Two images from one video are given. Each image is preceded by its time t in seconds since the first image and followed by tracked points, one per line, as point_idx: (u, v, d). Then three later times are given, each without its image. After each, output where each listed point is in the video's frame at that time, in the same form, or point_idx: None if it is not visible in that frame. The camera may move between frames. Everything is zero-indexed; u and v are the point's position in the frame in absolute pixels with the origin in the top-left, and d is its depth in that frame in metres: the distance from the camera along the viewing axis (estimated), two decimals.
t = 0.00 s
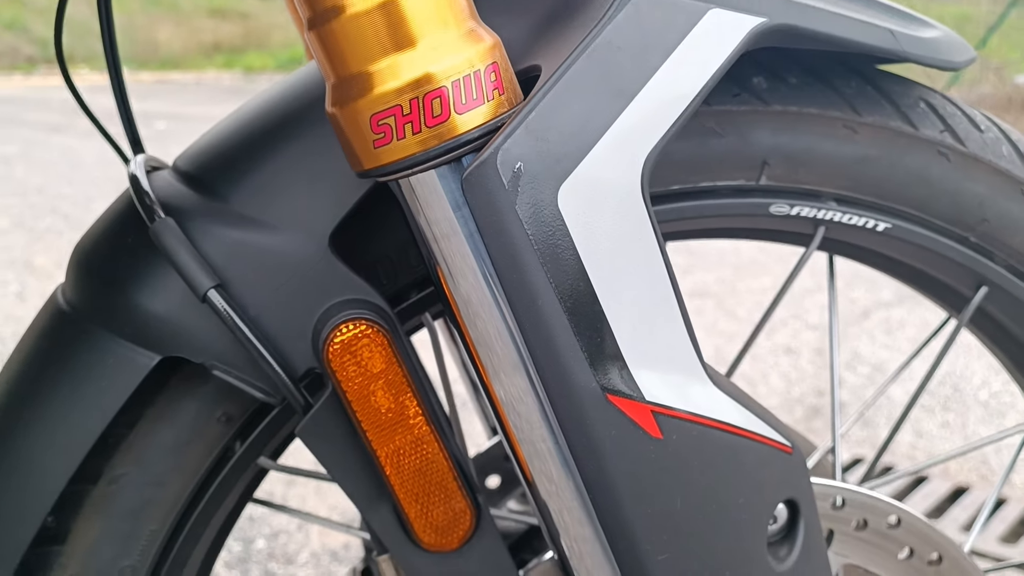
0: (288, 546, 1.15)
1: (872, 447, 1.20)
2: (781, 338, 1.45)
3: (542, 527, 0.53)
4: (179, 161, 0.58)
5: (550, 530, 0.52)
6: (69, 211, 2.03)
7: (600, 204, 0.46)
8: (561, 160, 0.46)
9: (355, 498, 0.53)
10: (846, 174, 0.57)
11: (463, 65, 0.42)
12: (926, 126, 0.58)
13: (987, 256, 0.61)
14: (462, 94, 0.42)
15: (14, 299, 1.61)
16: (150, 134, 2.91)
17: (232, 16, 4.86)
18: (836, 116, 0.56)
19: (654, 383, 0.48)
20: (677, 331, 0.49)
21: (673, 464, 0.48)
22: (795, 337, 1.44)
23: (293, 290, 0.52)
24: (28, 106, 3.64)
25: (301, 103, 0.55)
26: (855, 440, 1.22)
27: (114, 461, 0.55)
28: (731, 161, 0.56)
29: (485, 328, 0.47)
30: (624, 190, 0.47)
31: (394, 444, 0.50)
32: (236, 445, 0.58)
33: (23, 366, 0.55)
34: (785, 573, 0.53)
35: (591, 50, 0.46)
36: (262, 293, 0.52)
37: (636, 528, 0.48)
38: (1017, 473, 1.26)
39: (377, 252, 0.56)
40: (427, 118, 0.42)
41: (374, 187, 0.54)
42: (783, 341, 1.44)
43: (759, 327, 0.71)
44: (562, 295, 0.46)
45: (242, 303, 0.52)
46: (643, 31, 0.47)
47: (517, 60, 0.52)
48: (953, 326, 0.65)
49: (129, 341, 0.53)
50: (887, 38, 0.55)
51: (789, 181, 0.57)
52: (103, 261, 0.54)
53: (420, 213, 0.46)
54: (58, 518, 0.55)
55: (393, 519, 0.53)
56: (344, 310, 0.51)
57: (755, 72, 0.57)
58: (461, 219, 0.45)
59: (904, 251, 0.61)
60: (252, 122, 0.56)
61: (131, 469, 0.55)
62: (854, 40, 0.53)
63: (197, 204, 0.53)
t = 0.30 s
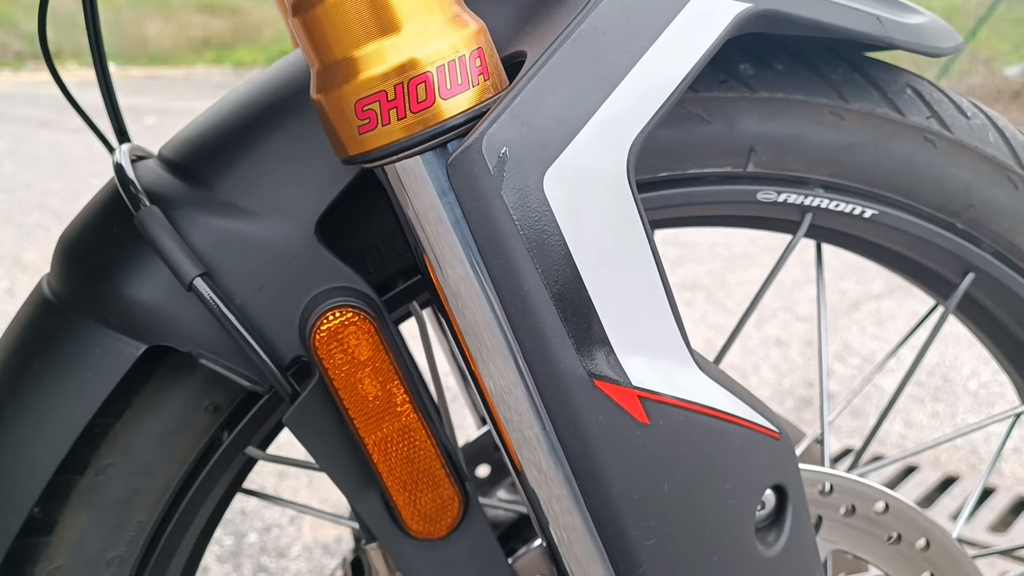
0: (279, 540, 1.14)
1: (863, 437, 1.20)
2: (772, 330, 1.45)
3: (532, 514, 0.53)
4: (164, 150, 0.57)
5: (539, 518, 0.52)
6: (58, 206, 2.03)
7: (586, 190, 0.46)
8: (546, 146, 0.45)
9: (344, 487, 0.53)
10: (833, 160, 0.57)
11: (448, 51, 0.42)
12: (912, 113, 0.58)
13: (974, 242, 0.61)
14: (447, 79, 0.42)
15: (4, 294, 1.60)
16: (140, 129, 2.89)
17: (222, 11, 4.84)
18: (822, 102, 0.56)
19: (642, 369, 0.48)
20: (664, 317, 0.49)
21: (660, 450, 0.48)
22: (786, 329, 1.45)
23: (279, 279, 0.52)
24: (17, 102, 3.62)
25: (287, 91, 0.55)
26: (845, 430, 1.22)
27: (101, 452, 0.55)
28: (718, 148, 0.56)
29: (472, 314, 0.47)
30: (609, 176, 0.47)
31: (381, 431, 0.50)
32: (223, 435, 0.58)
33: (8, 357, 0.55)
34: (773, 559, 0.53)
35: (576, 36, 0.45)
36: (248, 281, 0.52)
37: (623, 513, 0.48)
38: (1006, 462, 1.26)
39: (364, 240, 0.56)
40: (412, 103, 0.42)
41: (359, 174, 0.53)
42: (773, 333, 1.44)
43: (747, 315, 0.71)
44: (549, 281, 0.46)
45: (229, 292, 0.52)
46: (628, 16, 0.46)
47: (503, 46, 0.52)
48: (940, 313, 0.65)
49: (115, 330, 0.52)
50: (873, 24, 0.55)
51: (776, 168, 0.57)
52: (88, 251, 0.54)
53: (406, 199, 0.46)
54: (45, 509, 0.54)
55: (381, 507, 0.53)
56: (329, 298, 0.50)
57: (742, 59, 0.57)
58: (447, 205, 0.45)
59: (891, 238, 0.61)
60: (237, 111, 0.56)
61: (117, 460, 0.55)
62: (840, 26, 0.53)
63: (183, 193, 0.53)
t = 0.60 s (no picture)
0: (270, 534, 1.14)
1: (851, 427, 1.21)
2: (762, 322, 1.45)
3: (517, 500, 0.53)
4: (146, 138, 0.57)
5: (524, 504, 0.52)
6: (46, 203, 2.02)
7: (568, 174, 0.46)
8: (527, 129, 0.45)
9: (328, 473, 0.53)
10: (817, 145, 0.57)
11: (428, 34, 0.42)
12: (896, 98, 0.58)
13: (958, 226, 0.61)
14: (427, 62, 0.42)
15: None
16: (129, 125, 2.88)
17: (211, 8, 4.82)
18: (806, 87, 0.56)
19: (625, 353, 0.48)
20: (647, 300, 0.49)
21: (644, 433, 0.48)
22: (776, 321, 1.45)
23: (262, 265, 0.52)
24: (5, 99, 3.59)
25: (268, 77, 0.54)
26: (835, 421, 1.23)
27: (85, 441, 0.55)
28: (701, 134, 0.56)
29: (455, 298, 0.47)
30: (592, 159, 0.46)
31: (365, 417, 0.50)
32: (208, 423, 0.57)
33: None
34: (759, 543, 0.53)
35: (557, 19, 0.45)
36: (231, 268, 0.52)
37: (607, 496, 0.48)
38: (995, 452, 1.27)
39: (347, 227, 0.56)
40: (392, 87, 0.42)
41: (341, 160, 0.53)
42: (763, 325, 1.44)
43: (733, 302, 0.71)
44: (531, 265, 0.46)
45: (211, 279, 0.52)
46: None
47: (484, 31, 0.51)
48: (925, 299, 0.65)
49: (97, 318, 0.52)
50: (857, 8, 0.55)
51: (760, 153, 0.57)
52: (70, 239, 0.53)
53: (387, 183, 0.46)
54: (28, 498, 0.54)
55: (366, 494, 0.53)
56: (312, 285, 0.50)
57: (725, 44, 0.57)
58: (429, 189, 0.45)
59: (875, 223, 0.61)
60: (219, 97, 0.55)
61: (101, 449, 0.55)
62: (823, 10, 0.53)
63: (165, 180, 0.53)
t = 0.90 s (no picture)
0: (260, 529, 1.14)
1: (838, 417, 1.22)
2: (751, 314, 1.46)
3: (503, 485, 0.53)
4: (128, 125, 0.56)
5: (510, 488, 0.52)
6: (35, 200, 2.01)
7: (549, 155, 0.46)
8: (508, 111, 0.45)
9: (312, 460, 0.52)
10: (801, 129, 0.57)
11: (409, 15, 0.42)
12: (879, 82, 0.58)
13: (942, 211, 0.60)
14: (408, 44, 0.42)
15: None
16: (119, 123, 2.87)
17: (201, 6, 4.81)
18: (789, 71, 0.56)
19: (608, 335, 0.48)
20: (630, 283, 0.49)
21: (627, 415, 0.48)
22: (765, 313, 1.46)
23: (245, 251, 0.52)
24: None
25: (249, 62, 0.54)
26: (823, 412, 1.24)
27: (68, 429, 0.54)
28: (686, 118, 0.56)
29: (438, 281, 0.47)
30: (575, 141, 0.46)
31: (349, 402, 0.50)
32: (192, 411, 0.57)
33: None
34: (743, 526, 0.53)
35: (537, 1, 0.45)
36: (214, 254, 0.52)
37: (591, 479, 0.48)
38: (983, 442, 1.27)
39: (329, 213, 0.56)
40: (373, 69, 0.42)
41: (324, 144, 0.53)
42: (753, 318, 1.45)
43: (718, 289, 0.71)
44: (514, 247, 0.46)
45: (193, 264, 0.51)
46: None
47: (466, 14, 0.51)
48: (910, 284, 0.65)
49: (78, 304, 0.52)
50: None
51: (744, 137, 0.57)
52: (51, 226, 0.53)
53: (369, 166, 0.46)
54: (11, 487, 0.54)
55: (350, 480, 0.53)
56: (295, 270, 0.50)
57: (708, 29, 0.57)
58: (410, 171, 0.45)
59: (860, 207, 0.61)
60: (200, 83, 0.55)
61: (85, 437, 0.55)
62: None
63: (147, 166, 0.52)
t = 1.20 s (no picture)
0: (250, 525, 1.14)
1: (827, 409, 1.23)
2: (740, 307, 1.46)
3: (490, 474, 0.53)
4: (111, 115, 0.56)
5: (498, 476, 0.52)
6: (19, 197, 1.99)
7: (534, 142, 0.46)
8: (492, 97, 0.45)
9: (299, 449, 0.52)
10: (786, 117, 0.57)
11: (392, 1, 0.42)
12: (864, 69, 0.58)
13: (926, 198, 0.61)
14: (391, 30, 0.42)
15: None
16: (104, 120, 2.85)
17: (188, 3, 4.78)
18: (773, 59, 0.56)
19: (595, 321, 0.48)
20: (616, 269, 0.49)
21: (614, 401, 0.48)
22: (754, 307, 1.46)
23: (229, 241, 0.52)
24: None
25: (233, 51, 0.54)
26: (812, 404, 1.24)
27: (53, 421, 0.54)
28: (671, 106, 0.56)
29: (423, 268, 0.47)
30: (559, 126, 0.46)
31: (335, 391, 0.50)
32: (178, 402, 0.57)
33: None
34: (731, 512, 0.53)
35: None
36: (198, 244, 0.51)
37: (577, 466, 0.48)
38: (971, 432, 1.28)
39: (315, 202, 0.56)
40: (356, 55, 0.42)
41: (309, 133, 0.53)
42: (742, 311, 1.45)
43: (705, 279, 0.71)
44: (499, 233, 0.46)
45: (178, 255, 0.51)
46: None
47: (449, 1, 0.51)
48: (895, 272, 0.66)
49: (62, 295, 0.51)
50: None
51: (729, 125, 0.57)
52: (34, 217, 0.53)
53: (353, 154, 0.46)
54: None
55: (337, 470, 0.52)
56: (280, 259, 0.50)
57: (693, 17, 0.57)
58: (394, 159, 0.45)
59: (845, 195, 0.61)
60: (184, 73, 0.55)
61: (70, 429, 0.54)
62: None
63: (131, 156, 0.52)
